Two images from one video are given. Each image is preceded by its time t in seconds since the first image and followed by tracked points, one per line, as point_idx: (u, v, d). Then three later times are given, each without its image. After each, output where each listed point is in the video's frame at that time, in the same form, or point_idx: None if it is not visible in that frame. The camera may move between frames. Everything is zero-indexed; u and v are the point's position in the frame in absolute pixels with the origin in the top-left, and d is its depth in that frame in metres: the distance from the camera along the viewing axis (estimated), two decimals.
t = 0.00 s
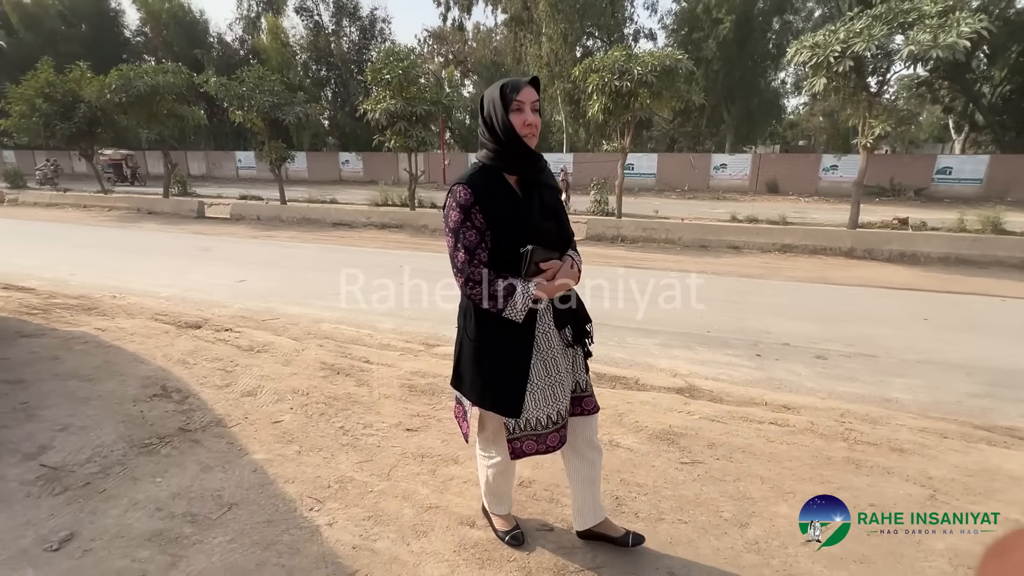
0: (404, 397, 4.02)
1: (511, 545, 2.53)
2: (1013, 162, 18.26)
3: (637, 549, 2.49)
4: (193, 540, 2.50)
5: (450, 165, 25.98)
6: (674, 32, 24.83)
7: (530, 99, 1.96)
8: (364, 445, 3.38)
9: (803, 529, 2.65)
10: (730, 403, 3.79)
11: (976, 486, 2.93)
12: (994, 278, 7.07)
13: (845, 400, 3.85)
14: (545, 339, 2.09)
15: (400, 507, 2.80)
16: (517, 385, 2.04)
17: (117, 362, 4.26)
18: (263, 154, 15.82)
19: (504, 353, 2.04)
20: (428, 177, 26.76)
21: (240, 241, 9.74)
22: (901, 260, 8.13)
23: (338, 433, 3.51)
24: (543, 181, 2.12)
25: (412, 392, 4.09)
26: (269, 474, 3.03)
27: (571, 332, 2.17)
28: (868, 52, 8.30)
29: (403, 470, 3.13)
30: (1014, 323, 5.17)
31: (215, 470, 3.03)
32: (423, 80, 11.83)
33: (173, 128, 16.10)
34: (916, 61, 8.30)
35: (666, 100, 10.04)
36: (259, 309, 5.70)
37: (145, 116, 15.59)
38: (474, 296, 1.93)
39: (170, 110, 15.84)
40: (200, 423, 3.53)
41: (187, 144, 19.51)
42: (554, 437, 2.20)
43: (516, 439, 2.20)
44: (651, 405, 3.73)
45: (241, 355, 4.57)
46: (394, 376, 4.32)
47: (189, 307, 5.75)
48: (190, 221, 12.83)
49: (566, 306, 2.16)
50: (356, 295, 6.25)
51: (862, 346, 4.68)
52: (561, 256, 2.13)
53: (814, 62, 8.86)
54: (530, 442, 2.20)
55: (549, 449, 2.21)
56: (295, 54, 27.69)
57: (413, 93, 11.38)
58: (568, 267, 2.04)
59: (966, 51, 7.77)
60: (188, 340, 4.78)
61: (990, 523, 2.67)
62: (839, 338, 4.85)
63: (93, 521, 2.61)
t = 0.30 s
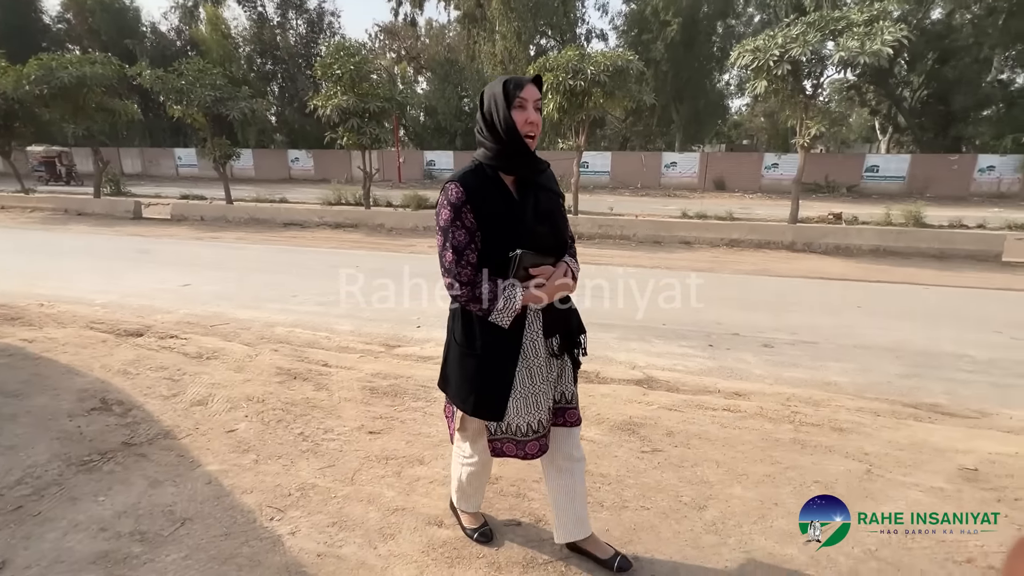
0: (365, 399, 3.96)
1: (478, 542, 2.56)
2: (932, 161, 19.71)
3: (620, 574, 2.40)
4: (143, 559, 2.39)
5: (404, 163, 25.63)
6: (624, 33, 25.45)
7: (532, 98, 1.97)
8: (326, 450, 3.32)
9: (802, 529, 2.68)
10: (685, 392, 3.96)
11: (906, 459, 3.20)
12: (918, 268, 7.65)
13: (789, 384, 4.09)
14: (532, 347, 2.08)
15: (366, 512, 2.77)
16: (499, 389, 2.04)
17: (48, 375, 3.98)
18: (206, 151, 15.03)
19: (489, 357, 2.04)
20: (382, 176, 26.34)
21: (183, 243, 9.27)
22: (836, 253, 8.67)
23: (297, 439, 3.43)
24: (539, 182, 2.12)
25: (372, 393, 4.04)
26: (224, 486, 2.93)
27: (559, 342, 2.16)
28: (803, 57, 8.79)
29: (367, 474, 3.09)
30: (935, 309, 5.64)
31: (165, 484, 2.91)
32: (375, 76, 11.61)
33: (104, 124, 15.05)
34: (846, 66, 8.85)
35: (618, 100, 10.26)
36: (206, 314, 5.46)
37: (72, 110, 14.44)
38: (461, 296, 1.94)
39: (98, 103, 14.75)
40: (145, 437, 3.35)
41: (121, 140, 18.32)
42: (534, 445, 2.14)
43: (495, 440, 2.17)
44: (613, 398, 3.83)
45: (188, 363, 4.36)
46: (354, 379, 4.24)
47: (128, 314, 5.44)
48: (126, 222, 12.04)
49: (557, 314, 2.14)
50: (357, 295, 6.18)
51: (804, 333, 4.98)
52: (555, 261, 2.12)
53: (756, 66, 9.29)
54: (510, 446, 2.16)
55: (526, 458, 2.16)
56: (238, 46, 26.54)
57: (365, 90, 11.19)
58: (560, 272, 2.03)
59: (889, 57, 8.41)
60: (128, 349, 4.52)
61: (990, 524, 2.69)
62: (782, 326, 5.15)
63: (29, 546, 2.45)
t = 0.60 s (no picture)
0: (322, 405, 3.85)
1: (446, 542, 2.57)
2: (857, 158, 21.19)
3: (589, 569, 2.44)
4: None
5: (352, 161, 24.93)
6: (572, 33, 25.65)
7: (552, 90, 1.87)
8: (284, 460, 3.22)
9: (802, 529, 2.70)
10: (642, 383, 4.12)
11: (842, 436, 3.47)
12: (847, 259, 8.26)
13: (736, 371, 4.33)
14: (546, 346, 2.01)
15: (329, 521, 2.71)
16: (512, 389, 1.96)
17: None
18: (135, 148, 13.99)
19: (501, 356, 1.94)
20: (329, 175, 25.52)
21: (114, 247, 8.67)
22: (774, 246, 9.21)
23: (252, 450, 3.31)
24: (553, 177, 2.03)
25: (330, 399, 3.94)
26: (174, 505, 2.78)
27: (570, 341, 2.09)
28: (741, 60, 9.21)
29: (329, 482, 3.02)
30: (862, 296, 6.11)
31: (107, 507, 2.73)
32: (321, 71, 11.28)
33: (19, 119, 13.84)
34: (780, 70, 9.35)
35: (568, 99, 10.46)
36: (143, 323, 5.13)
37: None
38: (475, 288, 1.84)
39: (9, 96, 13.45)
40: (79, 457, 3.12)
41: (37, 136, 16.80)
42: (546, 446, 2.06)
43: (505, 440, 2.08)
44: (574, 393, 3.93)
45: (125, 376, 4.08)
46: (310, 385, 4.11)
47: (53, 324, 5.06)
48: (44, 226, 11.02)
49: (569, 312, 2.08)
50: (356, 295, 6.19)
51: (748, 322, 5.28)
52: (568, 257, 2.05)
53: (698, 68, 9.70)
54: (520, 446, 2.08)
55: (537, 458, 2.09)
56: (167, 37, 25.14)
57: (311, 86, 10.89)
58: (576, 268, 1.96)
59: (818, 62, 8.99)
60: (56, 363, 4.19)
61: (989, 524, 2.71)
62: (727, 317, 5.43)
63: None
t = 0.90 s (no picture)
0: (268, 415, 3.69)
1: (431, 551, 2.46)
2: (783, 157, 22.66)
3: (549, 560, 2.49)
4: None
5: (290, 160, 23.89)
6: (516, 33, 25.68)
7: (555, 84, 1.81)
8: (228, 474, 3.07)
9: (803, 529, 2.70)
10: (594, 375, 4.25)
11: (777, 416, 3.72)
12: (779, 251, 8.85)
13: (681, 359, 4.55)
14: (547, 345, 1.92)
15: (280, 533, 2.63)
16: (515, 390, 1.86)
17: None
18: (43, 147, 12.74)
19: (504, 355, 1.85)
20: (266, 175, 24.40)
21: (22, 254, 7.94)
22: (712, 240, 9.69)
23: (192, 465, 3.14)
24: (554, 173, 1.94)
25: (275, 407, 3.79)
26: (106, 529, 2.61)
27: (570, 341, 2.01)
28: (677, 63, 9.66)
29: (279, 493, 2.92)
30: (788, 285, 6.56)
31: (27, 537, 2.52)
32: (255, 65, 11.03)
33: None
34: (713, 73, 9.81)
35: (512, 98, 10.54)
36: (61, 336, 4.73)
37: None
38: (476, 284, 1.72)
39: None
40: None
41: None
42: (554, 453, 1.96)
43: (509, 448, 1.95)
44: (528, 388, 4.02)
45: (42, 394, 3.75)
46: (253, 394, 3.93)
47: None
48: None
49: (569, 312, 2.00)
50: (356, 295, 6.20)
51: (690, 313, 5.56)
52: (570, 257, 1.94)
53: (637, 69, 10.10)
54: (526, 454, 1.96)
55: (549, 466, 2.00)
56: (77, 25, 23.57)
57: (244, 80, 10.65)
58: (579, 267, 1.86)
59: (746, 66, 9.52)
60: None
61: (989, 523, 2.73)
62: (670, 308, 5.69)
63: None
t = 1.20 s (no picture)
0: (218, 426, 3.54)
1: None
2: (729, 157, 23.68)
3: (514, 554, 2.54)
4: None
5: (236, 160, 22.79)
6: (470, 33, 25.69)
7: (541, 85, 1.83)
8: (175, 490, 2.93)
9: (803, 529, 2.71)
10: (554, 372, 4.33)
11: (727, 404, 3.91)
12: (728, 247, 9.27)
13: (636, 353, 4.69)
14: (530, 345, 1.93)
15: (235, 548, 2.54)
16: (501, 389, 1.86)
17: None
18: None
19: (486, 354, 1.86)
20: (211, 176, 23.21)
21: None
22: (665, 238, 9.98)
23: (135, 483, 2.98)
24: (536, 173, 1.96)
25: (225, 418, 3.64)
26: (39, 557, 2.44)
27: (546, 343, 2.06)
28: (627, 65, 9.89)
29: (232, 507, 2.81)
30: (733, 279, 6.91)
31: None
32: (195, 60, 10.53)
33: None
34: (662, 75, 10.07)
35: (469, 97, 10.48)
36: None
37: None
38: (455, 283, 1.73)
39: None
40: None
41: None
42: (539, 458, 1.90)
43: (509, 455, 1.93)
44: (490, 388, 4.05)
45: None
46: (201, 406, 3.76)
47: None
48: None
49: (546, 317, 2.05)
50: (356, 294, 6.27)
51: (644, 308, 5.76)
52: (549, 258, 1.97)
53: (589, 70, 10.28)
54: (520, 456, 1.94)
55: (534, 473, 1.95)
56: None
57: (183, 76, 10.12)
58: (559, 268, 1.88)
59: (692, 69, 9.85)
60: None
61: (989, 524, 2.74)
62: (628, 304, 5.88)
63: None
